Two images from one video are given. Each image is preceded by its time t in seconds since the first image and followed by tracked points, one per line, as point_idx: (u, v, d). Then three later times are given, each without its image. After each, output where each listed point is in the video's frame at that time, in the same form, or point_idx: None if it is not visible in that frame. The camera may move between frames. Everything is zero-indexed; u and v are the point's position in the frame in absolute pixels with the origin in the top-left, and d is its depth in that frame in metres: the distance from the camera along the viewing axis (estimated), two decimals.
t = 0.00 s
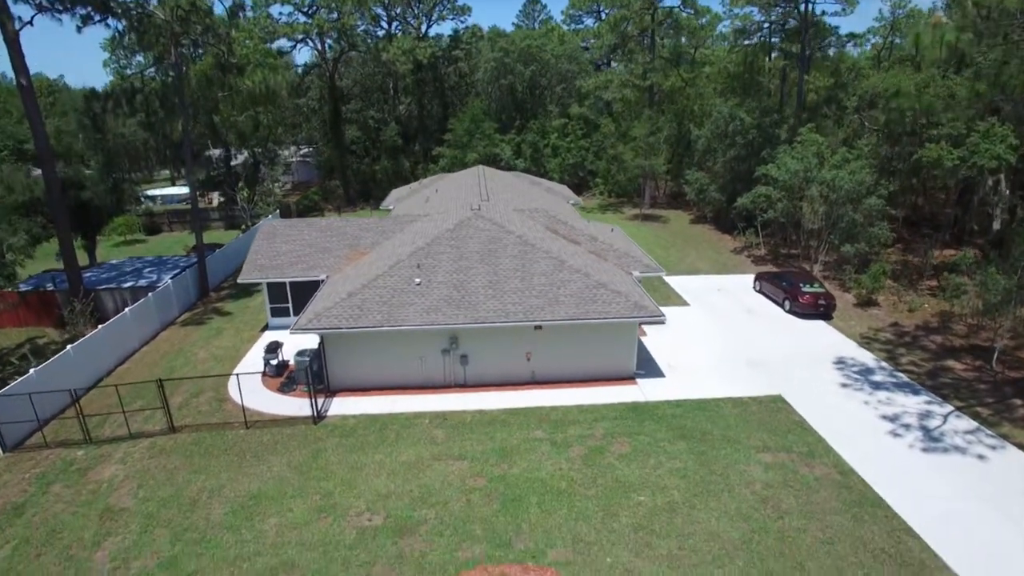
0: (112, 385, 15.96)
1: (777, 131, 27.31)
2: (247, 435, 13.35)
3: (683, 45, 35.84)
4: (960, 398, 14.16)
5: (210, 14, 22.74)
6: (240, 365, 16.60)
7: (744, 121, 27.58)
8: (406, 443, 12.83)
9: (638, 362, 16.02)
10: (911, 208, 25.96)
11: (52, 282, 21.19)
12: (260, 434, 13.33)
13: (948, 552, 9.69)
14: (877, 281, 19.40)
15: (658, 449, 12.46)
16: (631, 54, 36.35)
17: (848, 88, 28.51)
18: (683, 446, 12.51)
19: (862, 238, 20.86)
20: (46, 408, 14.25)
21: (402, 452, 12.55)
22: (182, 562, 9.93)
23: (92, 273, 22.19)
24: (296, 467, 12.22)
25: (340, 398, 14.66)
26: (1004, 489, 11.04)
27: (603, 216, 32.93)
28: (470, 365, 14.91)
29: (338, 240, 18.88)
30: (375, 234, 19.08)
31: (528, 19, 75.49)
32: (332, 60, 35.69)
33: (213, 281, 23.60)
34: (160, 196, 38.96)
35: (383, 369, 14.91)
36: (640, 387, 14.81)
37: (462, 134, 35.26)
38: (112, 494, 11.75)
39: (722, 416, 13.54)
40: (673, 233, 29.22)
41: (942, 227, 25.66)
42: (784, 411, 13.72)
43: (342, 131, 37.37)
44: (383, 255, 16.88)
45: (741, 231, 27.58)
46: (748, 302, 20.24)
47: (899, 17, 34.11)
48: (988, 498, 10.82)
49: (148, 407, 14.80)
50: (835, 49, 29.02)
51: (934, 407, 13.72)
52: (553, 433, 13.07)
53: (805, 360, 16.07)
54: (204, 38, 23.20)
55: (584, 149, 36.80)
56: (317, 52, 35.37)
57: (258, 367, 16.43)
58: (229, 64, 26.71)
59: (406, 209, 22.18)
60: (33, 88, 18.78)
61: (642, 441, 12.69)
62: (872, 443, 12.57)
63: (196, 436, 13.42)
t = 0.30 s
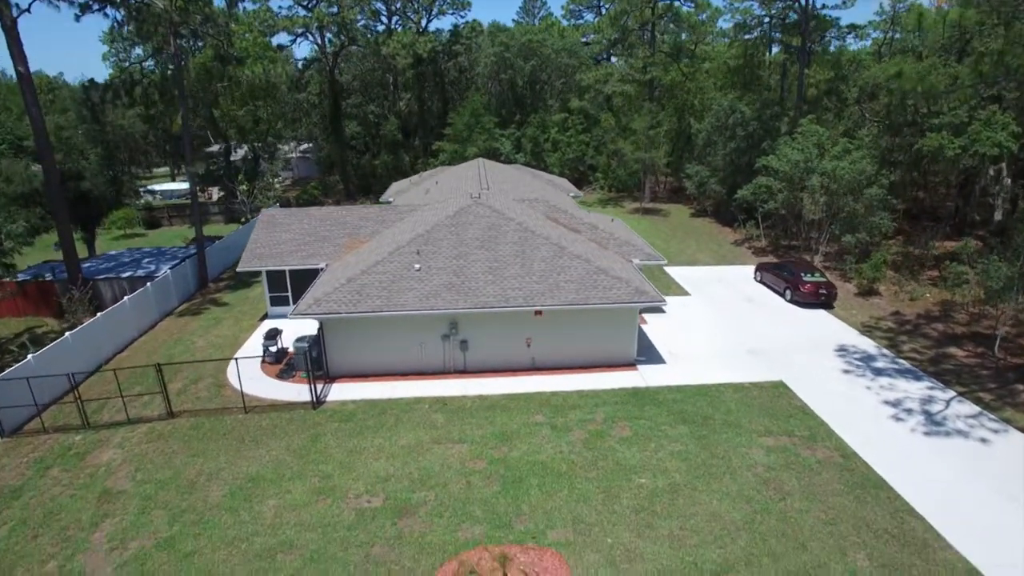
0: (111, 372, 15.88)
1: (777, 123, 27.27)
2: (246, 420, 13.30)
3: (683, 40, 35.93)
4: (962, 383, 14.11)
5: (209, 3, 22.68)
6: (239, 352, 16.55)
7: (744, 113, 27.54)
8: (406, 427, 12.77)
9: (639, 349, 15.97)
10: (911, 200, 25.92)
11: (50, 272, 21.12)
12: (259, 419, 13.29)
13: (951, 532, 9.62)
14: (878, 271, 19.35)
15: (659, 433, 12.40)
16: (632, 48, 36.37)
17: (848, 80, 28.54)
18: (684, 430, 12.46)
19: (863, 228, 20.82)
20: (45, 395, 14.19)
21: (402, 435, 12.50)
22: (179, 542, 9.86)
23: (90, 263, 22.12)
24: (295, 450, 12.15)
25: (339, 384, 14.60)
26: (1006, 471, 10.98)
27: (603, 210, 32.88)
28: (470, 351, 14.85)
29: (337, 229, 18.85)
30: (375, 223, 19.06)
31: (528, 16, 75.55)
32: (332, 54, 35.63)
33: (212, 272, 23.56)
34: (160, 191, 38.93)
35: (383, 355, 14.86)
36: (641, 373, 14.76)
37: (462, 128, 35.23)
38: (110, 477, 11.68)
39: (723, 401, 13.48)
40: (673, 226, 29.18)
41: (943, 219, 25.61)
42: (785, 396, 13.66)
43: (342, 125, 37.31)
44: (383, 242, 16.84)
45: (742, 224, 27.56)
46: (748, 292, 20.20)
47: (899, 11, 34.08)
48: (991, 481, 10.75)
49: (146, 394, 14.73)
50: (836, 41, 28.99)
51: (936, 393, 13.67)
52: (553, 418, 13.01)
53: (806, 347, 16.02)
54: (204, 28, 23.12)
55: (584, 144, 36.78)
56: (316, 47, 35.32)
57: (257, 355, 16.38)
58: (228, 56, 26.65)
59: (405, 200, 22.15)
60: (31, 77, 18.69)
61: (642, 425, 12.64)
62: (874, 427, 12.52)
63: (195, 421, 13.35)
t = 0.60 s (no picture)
0: (108, 361, 15.80)
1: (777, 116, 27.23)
2: (244, 405, 13.24)
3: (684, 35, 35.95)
4: (962, 369, 14.05)
5: None
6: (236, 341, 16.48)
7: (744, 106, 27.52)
8: (404, 412, 12.71)
9: (639, 337, 15.91)
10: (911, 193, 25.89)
11: (48, 262, 21.06)
12: (257, 405, 13.22)
13: (952, 513, 9.56)
14: (878, 260, 19.29)
15: (659, 418, 12.33)
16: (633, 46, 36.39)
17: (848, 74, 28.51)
18: (684, 415, 12.39)
19: (863, 218, 20.78)
20: (42, 382, 14.10)
21: (400, 420, 12.43)
22: (176, 524, 9.79)
23: (89, 254, 22.06)
24: (292, 435, 12.08)
25: (338, 371, 14.53)
26: (1008, 454, 10.91)
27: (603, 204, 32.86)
28: (469, 338, 14.79)
29: (336, 219, 18.80)
30: (374, 212, 19.02)
31: (528, 13, 75.76)
32: (331, 48, 35.53)
33: (211, 264, 23.51)
34: (160, 186, 38.89)
35: (382, 342, 14.79)
36: (641, 359, 14.70)
37: (462, 123, 35.20)
38: (107, 461, 11.62)
39: (723, 387, 13.43)
40: (673, 219, 29.16)
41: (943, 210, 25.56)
42: (786, 382, 13.61)
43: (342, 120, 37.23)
44: (382, 231, 16.79)
45: (741, 217, 27.52)
46: (748, 282, 20.15)
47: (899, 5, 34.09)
48: (992, 464, 10.68)
49: (144, 381, 14.67)
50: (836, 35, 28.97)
51: (937, 378, 13.61)
52: (553, 403, 12.96)
53: (807, 335, 15.97)
54: (203, 19, 23.07)
55: (584, 138, 36.78)
56: (316, 41, 35.24)
57: (255, 343, 16.32)
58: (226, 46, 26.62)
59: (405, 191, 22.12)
60: (28, 64, 18.71)
61: (642, 410, 12.58)
62: (875, 412, 12.45)
63: (192, 407, 13.28)
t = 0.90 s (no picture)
0: (107, 350, 15.77)
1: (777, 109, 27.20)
2: (242, 391, 13.22)
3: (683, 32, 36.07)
4: (963, 357, 14.01)
5: None
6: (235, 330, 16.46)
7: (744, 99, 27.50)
8: (403, 398, 12.68)
9: (638, 325, 15.89)
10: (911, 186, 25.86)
11: (48, 253, 21.03)
12: (255, 391, 13.20)
13: (952, 494, 9.51)
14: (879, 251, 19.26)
15: (659, 403, 12.30)
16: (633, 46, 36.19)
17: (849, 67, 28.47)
18: (684, 400, 12.35)
19: (864, 209, 20.74)
20: (41, 370, 14.08)
21: (399, 405, 12.40)
22: (173, 507, 9.74)
23: (89, 246, 22.05)
24: (291, 420, 12.04)
25: (337, 358, 14.50)
26: (1009, 437, 10.88)
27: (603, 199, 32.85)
28: (469, 325, 14.76)
29: (336, 209, 18.78)
30: (373, 203, 19.00)
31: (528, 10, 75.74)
32: (331, 44, 35.51)
33: (211, 256, 23.50)
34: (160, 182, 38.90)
35: (381, 330, 14.76)
36: (641, 347, 14.67)
37: (462, 118, 35.13)
38: (105, 446, 11.58)
39: (723, 373, 13.40)
40: (673, 213, 29.14)
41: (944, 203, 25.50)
42: (786, 369, 13.57)
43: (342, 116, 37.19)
44: (381, 220, 16.77)
45: (742, 210, 27.50)
46: (748, 273, 20.13)
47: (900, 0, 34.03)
48: (993, 447, 10.64)
49: (142, 368, 14.65)
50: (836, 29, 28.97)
51: (937, 365, 13.59)
52: (552, 389, 12.92)
53: (807, 324, 15.94)
54: (202, 11, 23.04)
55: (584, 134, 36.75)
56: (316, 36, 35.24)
57: (254, 332, 16.29)
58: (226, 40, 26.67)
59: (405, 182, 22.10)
60: (26, 54, 18.68)
61: (642, 396, 12.54)
62: (875, 397, 12.42)
63: (191, 394, 13.25)
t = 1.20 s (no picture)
0: (104, 340, 15.72)
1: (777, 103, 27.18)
2: (240, 379, 13.18)
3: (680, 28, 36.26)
4: (963, 346, 13.97)
5: None
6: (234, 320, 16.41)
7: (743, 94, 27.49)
8: (402, 385, 12.64)
9: (638, 315, 15.86)
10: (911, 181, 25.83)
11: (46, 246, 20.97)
12: (253, 379, 13.16)
13: (952, 478, 9.48)
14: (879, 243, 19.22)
15: (659, 390, 12.26)
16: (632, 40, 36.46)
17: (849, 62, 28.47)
18: (684, 388, 12.31)
19: (864, 202, 20.70)
20: (38, 358, 14.01)
21: (398, 393, 12.36)
22: (170, 491, 9.68)
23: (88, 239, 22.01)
24: (289, 407, 12.00)
25: (336, 347, 14.46)
26: (1009, 423, 10.85)
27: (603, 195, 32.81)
28: (467, 315, 14.71)
29: (335, 201, 18.74)
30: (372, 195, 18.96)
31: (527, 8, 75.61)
32: (331, 40, 35.50)
33: (210, 249, 23.48)
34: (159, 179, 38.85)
35: (380, 319, 14.72)
36: (640, 337, 14.64)
37: (461, 114, 35.06)
38: (102, 433, 11.53)
39: (723, 362, 13.36)
40: (673, 208, 29.10)
41: (944, 197, 25.47)
42: (785, 357, 13.53)
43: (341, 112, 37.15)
44: (380, 210, 16.74)
45: (742, 205, 27.47)
46: (748, 265, 20.10)
47: None
48: (994, 432, 10.62)
49: (141, 357, 14.61)
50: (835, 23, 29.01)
51: (937, 354, 13.55)
52: (551, 376, 12.89)
53: (806, 314, 15.91)
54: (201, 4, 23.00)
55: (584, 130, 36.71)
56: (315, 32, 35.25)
57: (253, 322, 16.25)
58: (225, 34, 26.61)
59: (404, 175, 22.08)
60: (24, 46, 18.64)
61: (641, 383, 12.51)
62: (875, 385, 12.38)
63: (188, 382, 13.21)
